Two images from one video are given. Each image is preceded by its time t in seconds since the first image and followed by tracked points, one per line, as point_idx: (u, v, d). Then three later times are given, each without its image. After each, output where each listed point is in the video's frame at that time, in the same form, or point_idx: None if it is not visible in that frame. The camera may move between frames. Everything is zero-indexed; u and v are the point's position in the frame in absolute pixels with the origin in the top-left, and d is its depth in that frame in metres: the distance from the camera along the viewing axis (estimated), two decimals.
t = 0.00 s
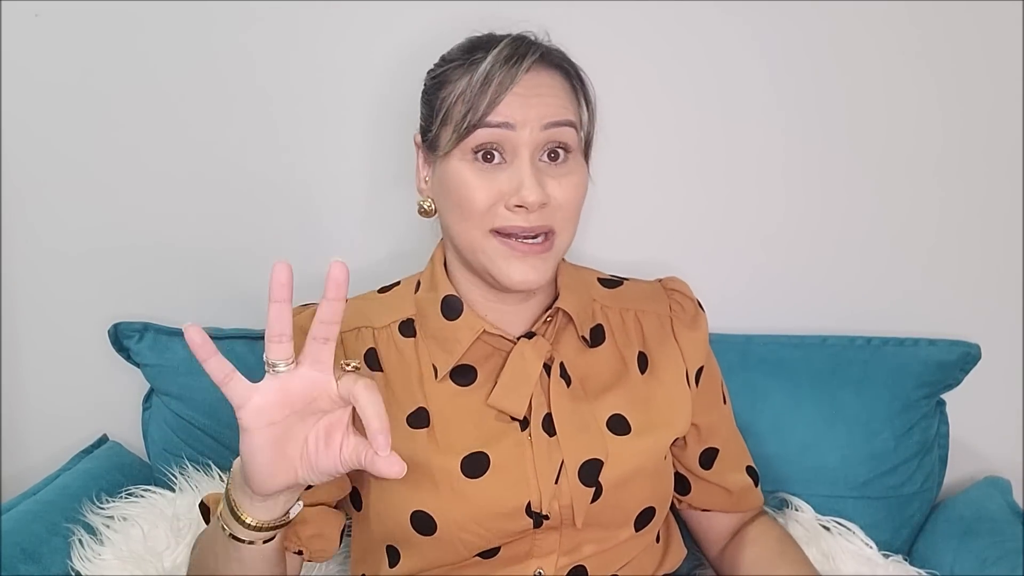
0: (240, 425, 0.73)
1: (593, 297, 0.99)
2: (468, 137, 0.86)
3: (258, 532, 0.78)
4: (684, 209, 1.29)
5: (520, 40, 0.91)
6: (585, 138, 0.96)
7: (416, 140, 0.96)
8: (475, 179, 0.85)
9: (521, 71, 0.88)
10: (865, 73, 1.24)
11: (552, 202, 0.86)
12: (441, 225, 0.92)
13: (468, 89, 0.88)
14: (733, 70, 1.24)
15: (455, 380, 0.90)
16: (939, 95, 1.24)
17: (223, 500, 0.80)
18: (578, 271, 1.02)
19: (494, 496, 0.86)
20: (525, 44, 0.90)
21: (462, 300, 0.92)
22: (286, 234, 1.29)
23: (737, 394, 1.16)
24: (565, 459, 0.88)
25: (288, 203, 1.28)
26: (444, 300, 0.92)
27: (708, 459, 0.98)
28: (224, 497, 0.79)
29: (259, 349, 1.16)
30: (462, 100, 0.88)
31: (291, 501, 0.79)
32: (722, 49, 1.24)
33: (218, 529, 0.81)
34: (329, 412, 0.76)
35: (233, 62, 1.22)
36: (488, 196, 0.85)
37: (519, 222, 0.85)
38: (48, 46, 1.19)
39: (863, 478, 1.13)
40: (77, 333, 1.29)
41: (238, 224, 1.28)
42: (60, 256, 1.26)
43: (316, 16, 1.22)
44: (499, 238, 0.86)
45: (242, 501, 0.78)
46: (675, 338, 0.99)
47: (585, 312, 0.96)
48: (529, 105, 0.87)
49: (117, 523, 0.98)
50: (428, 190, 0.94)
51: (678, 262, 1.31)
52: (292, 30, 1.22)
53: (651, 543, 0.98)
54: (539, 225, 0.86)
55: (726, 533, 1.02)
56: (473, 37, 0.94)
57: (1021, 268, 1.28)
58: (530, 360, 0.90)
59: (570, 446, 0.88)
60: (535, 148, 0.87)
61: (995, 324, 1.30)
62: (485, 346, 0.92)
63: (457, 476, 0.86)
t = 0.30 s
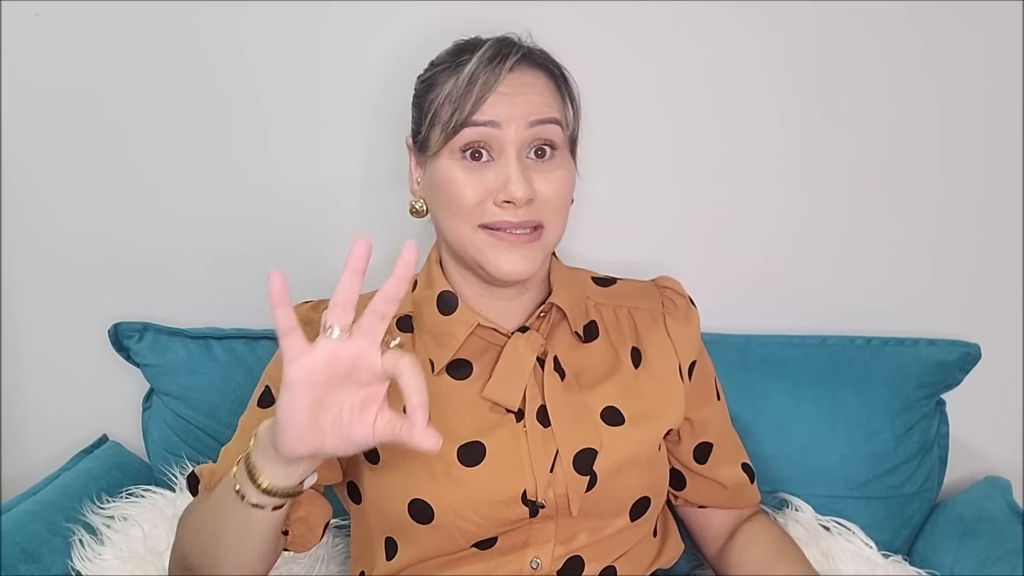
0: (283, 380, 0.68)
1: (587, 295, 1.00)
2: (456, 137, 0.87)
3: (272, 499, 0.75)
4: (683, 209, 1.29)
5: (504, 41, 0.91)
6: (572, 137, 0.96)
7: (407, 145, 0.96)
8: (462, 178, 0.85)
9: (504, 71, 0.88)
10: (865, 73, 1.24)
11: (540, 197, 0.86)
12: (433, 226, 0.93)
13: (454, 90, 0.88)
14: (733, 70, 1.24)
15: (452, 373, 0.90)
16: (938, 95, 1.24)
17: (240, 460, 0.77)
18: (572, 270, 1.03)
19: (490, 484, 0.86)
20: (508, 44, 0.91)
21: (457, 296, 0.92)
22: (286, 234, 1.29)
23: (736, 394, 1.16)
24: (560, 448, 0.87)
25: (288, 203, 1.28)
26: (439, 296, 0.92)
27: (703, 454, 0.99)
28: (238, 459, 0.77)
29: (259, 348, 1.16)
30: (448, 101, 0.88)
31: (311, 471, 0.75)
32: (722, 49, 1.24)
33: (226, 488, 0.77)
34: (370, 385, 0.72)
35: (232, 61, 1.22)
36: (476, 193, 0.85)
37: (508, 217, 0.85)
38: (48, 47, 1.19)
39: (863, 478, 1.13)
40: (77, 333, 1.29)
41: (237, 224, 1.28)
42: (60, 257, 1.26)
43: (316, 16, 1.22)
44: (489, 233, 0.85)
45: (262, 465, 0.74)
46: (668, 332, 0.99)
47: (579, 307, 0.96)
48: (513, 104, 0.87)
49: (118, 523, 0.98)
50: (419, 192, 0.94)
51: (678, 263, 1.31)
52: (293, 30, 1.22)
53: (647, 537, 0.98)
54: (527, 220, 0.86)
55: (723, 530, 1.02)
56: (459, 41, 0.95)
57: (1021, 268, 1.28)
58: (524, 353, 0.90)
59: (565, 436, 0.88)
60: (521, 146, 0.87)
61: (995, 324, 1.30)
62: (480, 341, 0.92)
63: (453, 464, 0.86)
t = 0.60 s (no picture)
0: (308, 320, 0.72)
1: (589, 295, 1.00)
2: (467, 138, 0.86)
3: (293, 460, 0.77)
4: (684, 209, 1.29)
5: (514, 44, 0.91)
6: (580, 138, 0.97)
7: (415, 146, 0.95)
8: (475, 179, 0.85)
9: (516, 74, 0.89)
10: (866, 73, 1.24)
11: (551, 199, 0.86)
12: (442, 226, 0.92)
13: (465, 93, 0.88)
14: (735, 70, 1.24)
15: (456, 368, 0.90)
16: (939, 95, 1.24)
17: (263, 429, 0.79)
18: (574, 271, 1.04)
19: (492, 475, 0.86)
20: (518, 47, 0.91)
21: (461, 292, 0.93)
22: (286, 234, 1.29)
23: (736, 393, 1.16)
24: (561, 442, 0.88)
25: (289, 203, 1.27)
26: (444, 291, 0.92)
27: (701, 455, 0.99)
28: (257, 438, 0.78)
29: (259, 348, 1.16)
30: (460, 102, 0.88)
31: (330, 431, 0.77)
32: (722, 49, 1.24)
33: (232, 487, 0.79)
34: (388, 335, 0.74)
35: (233, 61, 1.22)
36: (489, 195, 0.85)
37: (520, 220, 0.85)
38: (48, 47, 1.19)
39: (863, 478, 1.14)
40: (77, 333, 1.29)
41: (240, 224, 1.28)
42: (61, 256, 1.26)
43: (317, 17, 1.22)
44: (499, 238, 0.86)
45: (282, 423, 0.76)
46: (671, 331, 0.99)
47: (581, 306, 0.97)
48: (523, 106, 0.87)
49: (119, 523, 0.98)
50: (430, 192, 0.93)
51: (679, 262, 1.31)
52: (294, 31, 1.22)
53: (647, 533, 0.98)
54: (539, 222, 0.86)
55: (724, 531, 1.02)
56: (468, 45, 0.95)
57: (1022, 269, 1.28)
58: (527, 348, 0.90)
59: (566, 430, 0.88)
60: (532, 148, 0.87)
61: (996, 324, 1.29)
62: (483, 336, 0.93)
63: (454, 455, 0.86)
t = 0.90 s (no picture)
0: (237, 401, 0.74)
1: (596, 296, 1.00)
2: (478, 146, 0.87)
3: (252, 518, 0.80)
4: (684, 209, 1.29)
5: (529, 49, 0.90)
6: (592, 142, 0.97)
7: (427, 146, 0.96)
8: (486, 185, 0.85)
9: (532, 79, 0.88)
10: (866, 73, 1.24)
11: (562, 207, 0.86)
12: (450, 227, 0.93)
13: (479, 97, 0.88)
14: (735, 70, 1.24)
15: (459, 370, 0.90)
16: (939, 96, 1.24)
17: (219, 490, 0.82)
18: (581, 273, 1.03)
19: (493, 478, 0.86)
20: (533, 51, 0.90)
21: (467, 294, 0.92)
22: (286, 235, 1.29)
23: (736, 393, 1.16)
24: (563, 446, 0.88)
25: (289, 203, 1.27)
26: (450, 292, 0.92)
27: (706, 460, 0.99)
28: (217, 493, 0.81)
29: (259, 347, 1.16)
30: (474, 107, 0.88)
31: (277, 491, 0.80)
32: (722, 49, 1.24)
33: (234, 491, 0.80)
34: (319, 407, 0.77)
35: (233, 63, 1.22)
36: (499, 202, 0.85)
37: (530, 227, 0.85)
38: (48, 47, 1.19)
39: (862, 478, 1.14)
40: (78, 333, 1.29)
41: (242, 224, 1.28)
42: (61, 256, 1.26)
43: (316, 17, 1.22)
44: (507, 241, 0.86)
45: (236, 488, 0.79)
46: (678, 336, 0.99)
47: (588, 308, 0.97)
48: (538, 113, 0.87)
49: (119, 523, 0.98)
50: (438, 194, 0.94)
51: (679, 262, 1.31)
52: (294, 31, 1.22)
53: (650, 536, 0.98)
54: (550, 229, 0.86)
55: (727, 535, 1.02)
56: (482, 45, 0.94)
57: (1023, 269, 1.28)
58: (532, 351, 0.90)
59: (569, 434, 0.88)
60: (544, 156, 0.87)
61: (996, 325, 1.29)
62: (488, 337, 0.92)
63: (455, 455, 0.86)
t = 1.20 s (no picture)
0: (233, 424, 0.74)
1: (598, 299, 1.00)
2: (476, 143, 0.86)
3: (251, 539, 0.80)
4: (684, 209, 1.29)
5: (527, 43, 0.90)
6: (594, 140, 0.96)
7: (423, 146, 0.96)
8: (485, 185, 0.85)
9: (530, 73, 0.88)
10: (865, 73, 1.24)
11: (563, 207, 0.86)
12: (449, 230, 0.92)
13: (477, 93, 0.88)
14: (735, 69, 1.24)
15: (458, 378, 0.90)
16: (939, 95, 1.24)
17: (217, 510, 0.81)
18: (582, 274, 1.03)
19: (495, 491, 0.86)
20: (531, 46, 0.90)
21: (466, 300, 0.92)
22: (286, 235, 1.29)
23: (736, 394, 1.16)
24: (565, 458, 0.88)
25: (289, 203, 1.27)
26: (448, 300, 0.92)
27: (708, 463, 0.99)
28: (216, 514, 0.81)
29: (259, 348, 1.17)
30: (472, 104, 0.88)
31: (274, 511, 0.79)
32: (722, 48, 1.24)
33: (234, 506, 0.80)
34: (317, 431, 0.76)
35: (233, 63, 1.22)
36: (498, 203, 0.85)
37: (529, 227, 0.85)
38: (48, 47, 1.19)
39: (862, 478, 1.13)
40: (77, 333, 1.29)
41: (243, 223, 1.28)
42: (60, 256, 1.26)
43: (315, 18, 1.22)
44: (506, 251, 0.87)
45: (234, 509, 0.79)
46: (681, 340, 0.99)
47: (590, 313, 0.96)
48: (538, 111, 0.86)
49: (118, 523, 0.98)
50: (436, 196, 0.94)
51: (679, 262, 1.31)
52: (294, 30, 1.22)
53: (653, 543, 0.98)
54: (550, 229, 0.86)
55: (726, 537, 1.02)
56: (481, 40, 0.94)
57: None
58: (533, 359, 0.90)
59: (571, 445, 0.88)
60: (544, 155, 0.86)
61: (996, 324, 1.29)
62: (488, 344, 0.92)
63: (455, 469, 0.86)
